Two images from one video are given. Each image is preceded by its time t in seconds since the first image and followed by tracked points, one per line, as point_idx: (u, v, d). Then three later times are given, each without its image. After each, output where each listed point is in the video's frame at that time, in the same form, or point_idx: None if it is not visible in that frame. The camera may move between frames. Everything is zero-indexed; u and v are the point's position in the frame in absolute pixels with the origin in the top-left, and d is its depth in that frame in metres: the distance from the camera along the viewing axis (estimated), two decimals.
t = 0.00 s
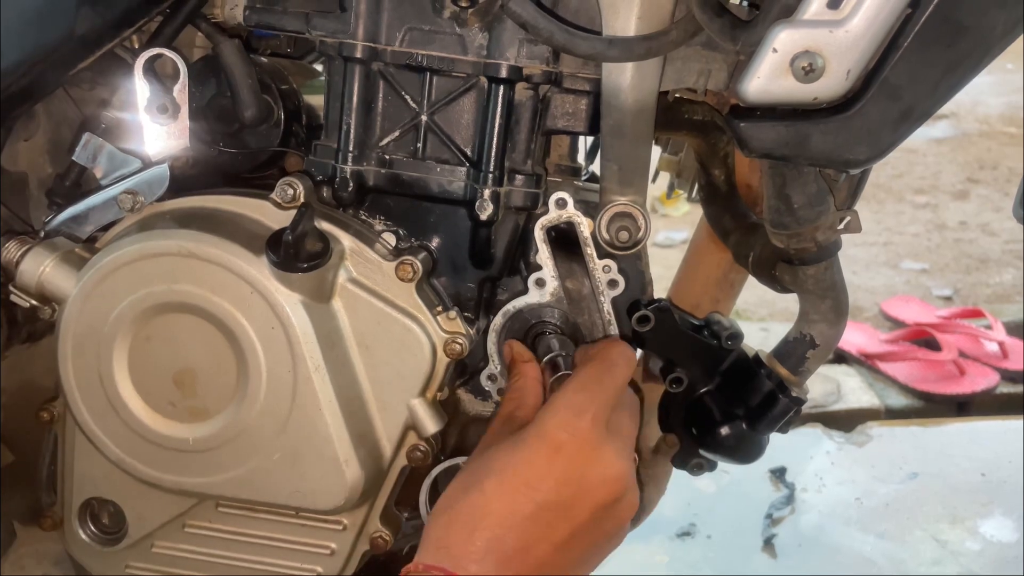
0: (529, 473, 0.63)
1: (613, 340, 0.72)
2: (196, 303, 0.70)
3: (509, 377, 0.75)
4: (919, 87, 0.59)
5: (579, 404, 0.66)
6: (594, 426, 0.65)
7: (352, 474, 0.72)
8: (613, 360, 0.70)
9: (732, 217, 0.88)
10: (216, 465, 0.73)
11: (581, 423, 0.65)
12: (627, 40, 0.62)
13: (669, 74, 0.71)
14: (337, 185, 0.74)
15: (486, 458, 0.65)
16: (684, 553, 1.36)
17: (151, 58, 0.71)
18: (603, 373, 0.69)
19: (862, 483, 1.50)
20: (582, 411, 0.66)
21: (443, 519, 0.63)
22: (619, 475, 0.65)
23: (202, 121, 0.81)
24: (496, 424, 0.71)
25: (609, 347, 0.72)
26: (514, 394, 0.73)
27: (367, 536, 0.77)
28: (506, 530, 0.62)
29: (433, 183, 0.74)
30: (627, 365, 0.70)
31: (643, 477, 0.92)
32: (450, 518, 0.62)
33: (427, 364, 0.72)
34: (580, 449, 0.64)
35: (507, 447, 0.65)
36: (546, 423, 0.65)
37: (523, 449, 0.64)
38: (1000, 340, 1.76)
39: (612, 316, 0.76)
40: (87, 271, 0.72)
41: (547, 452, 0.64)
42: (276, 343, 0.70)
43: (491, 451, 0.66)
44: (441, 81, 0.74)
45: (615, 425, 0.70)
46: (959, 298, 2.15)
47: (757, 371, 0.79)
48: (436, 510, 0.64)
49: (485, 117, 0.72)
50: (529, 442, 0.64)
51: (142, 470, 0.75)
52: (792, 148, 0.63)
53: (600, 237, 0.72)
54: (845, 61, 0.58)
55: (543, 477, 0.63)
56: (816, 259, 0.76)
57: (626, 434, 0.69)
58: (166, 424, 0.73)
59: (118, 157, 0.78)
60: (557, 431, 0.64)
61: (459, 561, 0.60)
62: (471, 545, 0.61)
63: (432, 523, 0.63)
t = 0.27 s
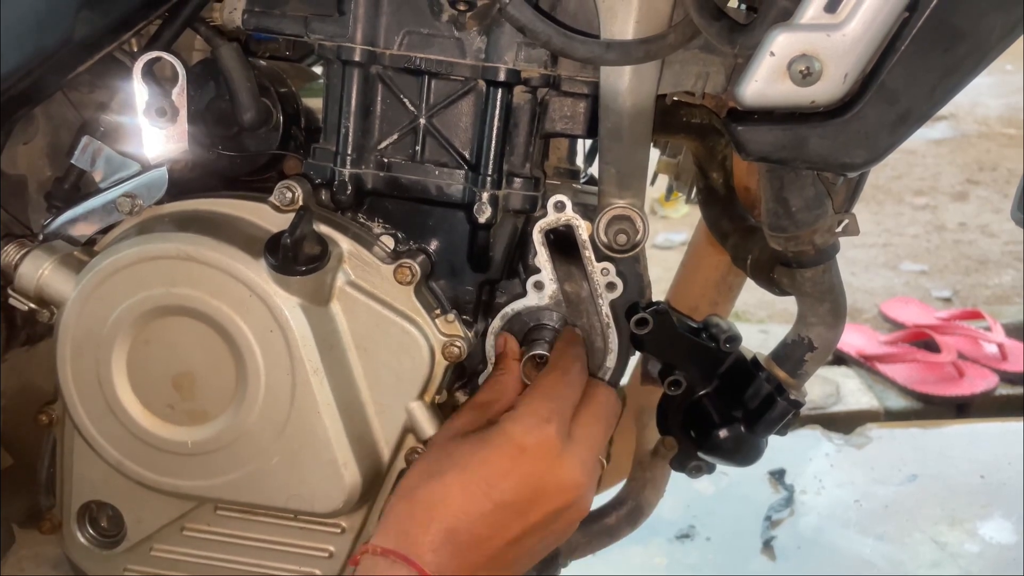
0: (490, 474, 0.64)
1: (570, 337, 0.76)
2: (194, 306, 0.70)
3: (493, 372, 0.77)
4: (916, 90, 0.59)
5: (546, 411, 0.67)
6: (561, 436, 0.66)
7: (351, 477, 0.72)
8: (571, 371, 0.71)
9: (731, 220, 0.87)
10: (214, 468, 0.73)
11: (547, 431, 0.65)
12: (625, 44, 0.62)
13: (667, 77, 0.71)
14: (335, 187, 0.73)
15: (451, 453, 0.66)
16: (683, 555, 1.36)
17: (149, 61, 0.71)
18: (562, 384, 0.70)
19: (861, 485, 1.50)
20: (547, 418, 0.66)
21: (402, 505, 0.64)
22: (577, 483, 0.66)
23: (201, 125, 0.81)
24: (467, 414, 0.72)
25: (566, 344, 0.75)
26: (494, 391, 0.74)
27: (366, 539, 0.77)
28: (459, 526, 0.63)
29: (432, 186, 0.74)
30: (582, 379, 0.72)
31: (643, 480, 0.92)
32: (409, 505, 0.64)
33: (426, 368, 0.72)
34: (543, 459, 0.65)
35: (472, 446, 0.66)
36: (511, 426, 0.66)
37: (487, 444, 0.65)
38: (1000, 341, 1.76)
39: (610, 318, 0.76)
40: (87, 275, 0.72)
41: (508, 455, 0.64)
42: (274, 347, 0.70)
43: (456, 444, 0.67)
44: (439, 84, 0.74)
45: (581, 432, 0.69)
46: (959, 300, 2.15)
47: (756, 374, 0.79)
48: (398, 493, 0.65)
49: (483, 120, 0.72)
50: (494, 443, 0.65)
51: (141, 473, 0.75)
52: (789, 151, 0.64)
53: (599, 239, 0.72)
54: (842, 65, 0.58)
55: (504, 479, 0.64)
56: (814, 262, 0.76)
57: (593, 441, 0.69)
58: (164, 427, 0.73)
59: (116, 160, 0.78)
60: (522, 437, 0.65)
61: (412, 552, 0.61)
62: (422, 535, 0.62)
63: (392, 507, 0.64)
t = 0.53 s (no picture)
0: (496, 504, 0.65)
1: (571, 346, 0.76)
2: (195, 307, 0.70)
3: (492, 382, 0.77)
4: (918, 91, 0.59)
5: (549, 438, 0.68)
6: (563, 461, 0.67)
7: (352, 478, 0.72)
8: (571, 391, 0.72)
9: (732, 221, 0.87)
10: (215, 469, 0.73)
11: (551, 459, 0.67)
12: (626, 45, 0.62)
13: (668, 78, 0.71)
14: (337, 188, 0.73)
15: (455, 478, 0.68)
16: (684, 557, 1.35)
17: (151, 62, 0.71)
18: (564, 405, 0.71)
19: (862, 486, 1.50)
20: (551, 445, 0.67)
21: (412, 534, 0.66)
22: (584, 506, 0.67)
23: (202, 126, 0.81)
24: (469, 428, 0.73)
25: (567, 355, 0.76)
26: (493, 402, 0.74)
27: (367, 540, 0.77)
28: (470, 554, 0.65)
29: (433, 187, 0.73)
30: (582, 396, 0.73)
31: (643, 482, 0.91)
32: (419, 537, 0.65)
33: (428, 369, 0.72)
34: (547, 487, 0.66)
35: (477, 471, 0.67)
36: (516, 455, 0.67)
37: (492, 473, 0.67)
38: (1000, 342, 1.76)
39: (611, 320, 0.76)
40: (88, 276, 0.72)
41: (514, 484, 0.66)
42: (275, 348, 0.70)
43: (460, 469, 0.69)
44: (440, 85, 0.74)
45: (585, 451, 0.71)
46: (959, 301, 2.15)
47: (756, 375, 0.79)
48: (407, 524, 0.67)
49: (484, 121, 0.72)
50: (498, 472, 0.66)
51: (142, 475, 0.75)
52: (790, 152, 0.63)
53: (600, 241, 0.72)
54: (844, 65, 0.58)
55: (510, 510, 0.65)
56: (816, 263, 0.76)
57: (595, 458, 0.71)
58: (165, 428, 0.73)
59: (116, 161, 0.78)
60: (526, 466, 0.66)
61: None
62: (435, 565, 0.64)
63: (402, 537, 0.66)
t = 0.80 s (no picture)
0: (495, 521, 0.67)
1: (574, 359, 0.75)
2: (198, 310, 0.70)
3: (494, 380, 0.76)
4: (920, 94, 0.59)
5: (552, 461, 0.69)
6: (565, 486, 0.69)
7: (354, 480, 0.72)
8: (573, 410, 0.72)
9: (734, 223, 0.88)
10: (219, 471, 0.73)
11: (553, 482, 0.68)
12: (628, 47, 0.62)
13: (670, 80, 0.71)
14: (339, 191, 0.74)
15: (457, 483, 0.68)
16: (686, 558, 1.35)
17: (155, 67, 0.72)
18: (567, 424, 0.71)
19: (863, 487, 1.50)
20: (555, 470, 0.69)
21: (408, 530, 0.68)
22: (575, 526, 0.70)
23: (205, 128, 0.81)
24: (467, 433, 0.72)
25: (571, 370, 0.75)
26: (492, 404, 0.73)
27: (370, 543, 0.77)
28: (462, 560, 0.67)
29: (436, 189, 0.74)
30: (583, 415, 0.73)
31: (645, 483, 0.91)
32: (414, 540, 0.67)
33: (431, 372, 0.73)
34: (547, 511, 0.69)
35: (482, 483, 0.68)
36: (520, 477, 0.68)
37: (496, 492, 0.68)
38: (1000, 343, 1.77)
39: (615, 321, 0.77)
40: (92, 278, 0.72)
41: (515, 505, 0.68)
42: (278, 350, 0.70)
43: (463, 474, 0.69)
44: (443, 87, 0.74)
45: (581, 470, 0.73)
46: (960, 302, 2.15)
47: (759, 376, 0.80)
48: (404, 520, 0.69)
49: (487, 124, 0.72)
50: (503, 491, 0.68)
51: (145, 477, 0.75)
52: (793, 155, 0.64)
53: (602, 243, 0.73)
54: (845, 68, 0.58)
55: (509, 529, 0.68)
56: (817, 264, 0.76)
57: (591, 477, 0.73)
58: (169, 431, 0.73)
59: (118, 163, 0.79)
60: (529, 488, 0.68)
61: None
62: (428, 570, 0.66)
63: (397, 531, 0.68)
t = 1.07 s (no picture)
0: (501, 526, 0.67)
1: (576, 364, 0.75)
2: (198, 312, 0.70)
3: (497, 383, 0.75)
4: (920, 96, 0.59)
5: (561, 467, 0.68)
6: (577, 493, 0.67)
7: (355, 483, 0.72)
8: (573, 418, 0.71)
9: (734, 224, 0.88)
10: (219, 473, 0.73)
11: (563, 489, 0.67)
12: (628, 50, 0.62)
13: (670, 83, 0.71)
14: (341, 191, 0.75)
15: (467, 490, 0.68)
16: (686, 560, 1.35)
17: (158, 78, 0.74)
18: (572, 431, 0.70)
19: (864, 489, 1.50)
20: (565, 478, 0.67)
21: (415, 533, 0.67)
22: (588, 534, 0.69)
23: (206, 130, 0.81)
24: (476, 441, 0.72)
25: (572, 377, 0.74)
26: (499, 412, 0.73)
27: (370, 545, 0.77)
28: (469, 565, 0.67)
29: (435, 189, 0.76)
30: (584, 424, 0.72)
31: (646, 486, 0.91)
32: (420, 543, 0.67)
33: (430, 373, 0.73)
34: (559, 518, 0.67)
35: (492, 489, 0.68)
36: (531, 485, 0.67)
37: (505, 497, 0.67)
38: (1001, 345, 1.73)
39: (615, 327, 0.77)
40: (92, 280, 0.72)
41: (524, 513, 0.67)
42: (278, 353, 0.70)
43: (473, 483, 0.69)
44: (444, 90, 0.74)
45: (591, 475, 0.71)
46: (961, 304, 2.15)
47: (759, 379, 0.80)
48: (412, 525, 0.68)
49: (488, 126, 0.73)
50: (512, 496, 0.67)
51: (145, 480, 0.75)
52: (793, 157, 0.63)
53: (602, 245, 0.73)
54: (845, 71, 0.59)
55: (516, 534, 0.67)
56: (817, 267, 0.76)
57: (603, 482, 0.71)
58: (168, 433, 0.73)
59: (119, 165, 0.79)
60: (539, 496, 0.67)
61: None
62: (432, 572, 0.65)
63: (405, 534, 0.68)
